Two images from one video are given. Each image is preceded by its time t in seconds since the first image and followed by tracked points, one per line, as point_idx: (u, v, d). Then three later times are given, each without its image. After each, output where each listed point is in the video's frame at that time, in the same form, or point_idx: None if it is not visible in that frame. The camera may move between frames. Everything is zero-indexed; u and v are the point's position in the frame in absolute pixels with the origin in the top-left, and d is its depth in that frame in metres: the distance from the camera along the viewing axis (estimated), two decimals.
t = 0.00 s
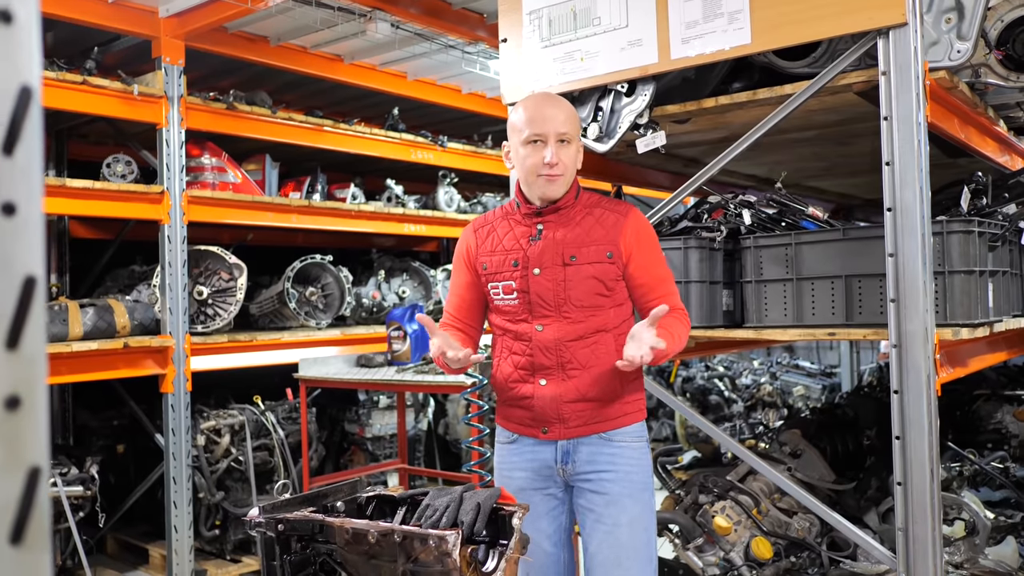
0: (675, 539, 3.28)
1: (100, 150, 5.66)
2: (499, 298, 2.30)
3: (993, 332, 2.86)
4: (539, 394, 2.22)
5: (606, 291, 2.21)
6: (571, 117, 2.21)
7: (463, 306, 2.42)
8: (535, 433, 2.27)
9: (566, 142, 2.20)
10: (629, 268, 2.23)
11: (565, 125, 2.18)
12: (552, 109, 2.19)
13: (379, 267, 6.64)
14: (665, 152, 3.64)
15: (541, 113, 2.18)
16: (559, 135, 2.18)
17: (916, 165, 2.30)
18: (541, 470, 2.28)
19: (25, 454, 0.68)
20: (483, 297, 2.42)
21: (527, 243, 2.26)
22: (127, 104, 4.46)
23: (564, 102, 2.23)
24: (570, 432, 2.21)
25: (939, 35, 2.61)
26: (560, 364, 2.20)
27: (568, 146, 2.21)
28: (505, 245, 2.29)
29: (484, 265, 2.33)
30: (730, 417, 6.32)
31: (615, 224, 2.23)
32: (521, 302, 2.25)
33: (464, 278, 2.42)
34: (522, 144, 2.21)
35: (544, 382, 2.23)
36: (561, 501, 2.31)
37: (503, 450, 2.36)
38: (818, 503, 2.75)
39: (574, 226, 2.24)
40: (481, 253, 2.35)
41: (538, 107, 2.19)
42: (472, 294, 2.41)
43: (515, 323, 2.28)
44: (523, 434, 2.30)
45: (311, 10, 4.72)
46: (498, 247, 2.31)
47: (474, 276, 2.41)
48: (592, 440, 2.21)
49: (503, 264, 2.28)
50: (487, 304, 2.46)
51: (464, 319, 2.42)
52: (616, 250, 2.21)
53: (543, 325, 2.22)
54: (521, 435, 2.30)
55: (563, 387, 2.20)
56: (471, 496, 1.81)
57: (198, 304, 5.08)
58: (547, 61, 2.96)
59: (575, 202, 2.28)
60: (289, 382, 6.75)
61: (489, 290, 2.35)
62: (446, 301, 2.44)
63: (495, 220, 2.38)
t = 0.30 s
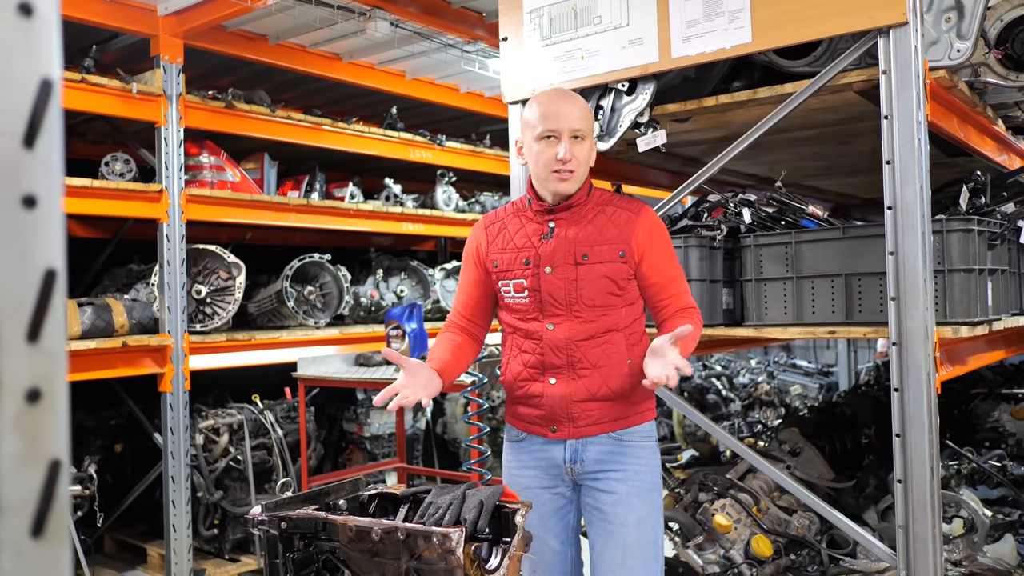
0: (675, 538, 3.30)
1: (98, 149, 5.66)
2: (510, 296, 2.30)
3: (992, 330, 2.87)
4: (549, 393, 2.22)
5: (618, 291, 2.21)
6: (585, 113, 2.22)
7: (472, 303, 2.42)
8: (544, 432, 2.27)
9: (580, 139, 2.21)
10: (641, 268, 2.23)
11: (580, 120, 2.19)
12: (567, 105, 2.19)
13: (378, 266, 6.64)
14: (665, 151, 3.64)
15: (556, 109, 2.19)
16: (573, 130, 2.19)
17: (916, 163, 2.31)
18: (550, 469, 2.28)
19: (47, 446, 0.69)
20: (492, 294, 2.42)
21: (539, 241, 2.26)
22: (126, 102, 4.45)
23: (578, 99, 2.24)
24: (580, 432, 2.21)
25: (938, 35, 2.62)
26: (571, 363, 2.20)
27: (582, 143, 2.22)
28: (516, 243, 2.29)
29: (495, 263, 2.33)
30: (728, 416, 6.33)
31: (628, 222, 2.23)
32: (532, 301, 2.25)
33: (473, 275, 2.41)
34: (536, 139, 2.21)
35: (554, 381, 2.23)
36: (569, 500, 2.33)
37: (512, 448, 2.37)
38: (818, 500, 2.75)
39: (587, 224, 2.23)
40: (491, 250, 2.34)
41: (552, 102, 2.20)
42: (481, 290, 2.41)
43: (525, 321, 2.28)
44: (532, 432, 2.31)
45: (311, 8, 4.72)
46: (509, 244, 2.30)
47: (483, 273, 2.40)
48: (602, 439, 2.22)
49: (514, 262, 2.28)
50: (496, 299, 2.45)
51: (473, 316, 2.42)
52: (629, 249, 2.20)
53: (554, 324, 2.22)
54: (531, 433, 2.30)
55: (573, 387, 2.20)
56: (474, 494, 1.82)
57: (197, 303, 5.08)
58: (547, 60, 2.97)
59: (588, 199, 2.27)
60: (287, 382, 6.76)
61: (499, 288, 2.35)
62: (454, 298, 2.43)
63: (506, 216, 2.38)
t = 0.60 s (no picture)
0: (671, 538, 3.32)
1: (91, 149, 5.63)
2: (521, 295, 2.31)
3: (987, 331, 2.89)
4: (557, 394, 2.23)
5: (629, 293, 2.21)
6: (603, 109, 2.21)
7: (488, 304, 2.44)
8: (553, 434, 2.28)
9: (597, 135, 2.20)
10: (654, 269, 2.22)
11: (597, 116, 2.19)
12: (584, 100, 2.19)
13: (372, 266, 6.63)
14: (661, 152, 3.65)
15: (574, 104, 2.18)
16: (591, 126, 2.18)
17: (911, 165, 2.32)
18: (557, 472, 2.30)
19: (56, 451, 0.77)
20: (506, 293, 2.43)
21: (551, 240, 2.27)
22: (121, 103, 4.44)
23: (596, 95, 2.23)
24: (589, 434, 2.23)
25: (934, 37, 2.62)
26: (580, 364, 2.21)
27: (599, 139, 2.21)
28: (528, 241, 2.30)
29: (507, 261, 2.34)
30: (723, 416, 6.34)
31: (642, 223, 2.22)
32: (543, 301, 2.26)
33: (488, 274, 2.43)
34: (552, 134, 2.21)
35: (563, 382, 2.23)
36: (575, 504, 2.33)
37: (523, 448, 2.39)
38: (814, 500, 2.76)
39: (600, 224, 2.24)
40: (504, 248, 2.36)
41: (569, 97, 2.19)
42: (496, 290, 2.42)
43: (535, 321, 2.29)
44: (541, 433, 2.33)
45: (306, 8, 4.72)
46: (521, 242, 2.32)
47: (497, 272, 2.41)
48: (611, 442, 2.21)
49: (525, 260, 2.29)
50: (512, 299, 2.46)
51: (488, 315, 2.44)
52: (642, 250, 2.20)
53: (564, 325, 2.23)
54: (540, 433, 2.32)
55: (582, 388, 2.21)
56: (473, 495, 1.82)
57: (191, 304, 5.07)
58: (544, 60, 2.97)
59: (602, 198, 2.27)
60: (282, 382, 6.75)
61: (511, 287, 2.36)
62: (471, 297, 2.46)
63: (521, 213, 2.39)
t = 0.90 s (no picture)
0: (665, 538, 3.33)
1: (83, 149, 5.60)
2: (530, 295, 2.33)
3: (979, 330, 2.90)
4: (563, 395, 2.25)
5: (637, 294, 2.21)
6: (612, 106, 2.22)
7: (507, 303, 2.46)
8: (561, 433, 2.30)
9: (605, 132, 2.22)
10: (664, 270, 2.21)
11: (604, 113, 2.20)
12: (592, 97, 2.21)
13: (365, 266, 6.61)
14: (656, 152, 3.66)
15: (581, 101, 2.20)
16: (598, 123, 2.20)
17: (905, 164, 2.33)
18: (563, 471, 2.31)
19: (66, 451, 0.80)
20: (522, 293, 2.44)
21: (558, 240, 2.28)
22: (113, 102, 4.42)
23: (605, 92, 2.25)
24: (596, 436, 2.24)
25: (928, 38, 2.64)
26: (586, 365, 2.22)
27: (608, 136, 2.23)
28: (537, 241, 2.32)
29: (517, 261, 2.37)
30: (715, 415, 6.34)
31: (651, 222, 2.21)
32: (549, 301, 2.28)
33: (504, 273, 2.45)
34: (561, 131, 2.24)
35: (570, 383, 2.25)
36: (579, 505, 2.34)
37: (531, 446, 2.41)
38: (808, 499, 2.76)
39: (608, 223, 2.24)
40: (515, 248, 2.39)
41: (576, 94, 2.22)
42: (512, 290, 2.44)
43: (544, 321, 2.31)
44: (550, 432, 2.35)
45: (300, 8, 4.70)
46: (531, 242, 2.34)
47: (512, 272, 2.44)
48: (618, 445, 2.22)
49: (534, 260, 2.31)
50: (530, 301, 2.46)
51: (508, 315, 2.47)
52: (650, 251, 2.19)
53: (570, 326, 2.25)
54: (548, 433, 2.34)
55: (587, 389, 2.22)
56: (469, 495, 1.82)
57: (184, 304, 5.05)
58: (538, 60, 2.97)
59: (612, 196, 2.27)
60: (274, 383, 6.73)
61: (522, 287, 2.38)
62: (492, 295, 2.49)
63: (533, 213, 2.41)
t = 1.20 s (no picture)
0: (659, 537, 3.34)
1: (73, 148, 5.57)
2: (536, 293, 2.35)
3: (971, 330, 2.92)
4: (565, 394, 2.27)
5: (641, 295, 2.21)
6: (614, 107, 2.21)
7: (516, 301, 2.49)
8: (563, 432, 2.32)
9: (605, 136, 2.20)
10: (670, 271, 2.19)
11: (603, 117, 2.18)
12: (591, 100, 2.19)
13: (357, 266, 6.60)
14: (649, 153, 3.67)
15: (579, 105, 2.19)
16: (597, 127, 2.19)
17: (898, 165, 2.34)
18: (564, 469, 2.32)
19: (70, 452, 0.81)
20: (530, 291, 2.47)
21: (565, 239, 2.30)
22: (104, 101, 4.40)
23: (608, 91, 2.22)
24: (595, 437, 2.25)
25: (919, 40, 2.66)
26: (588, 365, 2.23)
27: (609, 139, 2.21)
28: (545, 240, 2.35)
29: (525, 259, 2.39)
30: (707, 415, 6.36)
31: (658, 223, 2.20)
32: (554, 300, 2.30)
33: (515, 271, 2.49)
34: (563, 133, 2.25)
35: (572, 382, 2.27)
36: (578, 504, 2.35)
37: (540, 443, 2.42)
38: (801, 499, 2.77)
39: (615, 223, 2.24)
40: (524, 246, 2.41)
41: (576, 97, 2.21)
42: (522, 287, 2.47)
43: (548, 320, 2.33)
44: (553, 430, 2.36)
45: (293, 8, 4.69)
46: (539, 241, 2.36)
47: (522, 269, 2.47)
48: (617, 447, 2.22)
49: (540, 259, 2.33)
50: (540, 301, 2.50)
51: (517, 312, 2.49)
52: (654, 252, 2.18)
53: (573, 325, 2.27)
54: (552, 431, 2.36)
55: (589, 390, 2.23)
56: (464, 495, 1.82)
57: (175, 304, 5.03)
58: (532, 61, 2.97)
59: (621, 196, 2.27)
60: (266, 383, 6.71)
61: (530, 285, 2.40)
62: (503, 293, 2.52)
63: (544, 211, 2.44)
